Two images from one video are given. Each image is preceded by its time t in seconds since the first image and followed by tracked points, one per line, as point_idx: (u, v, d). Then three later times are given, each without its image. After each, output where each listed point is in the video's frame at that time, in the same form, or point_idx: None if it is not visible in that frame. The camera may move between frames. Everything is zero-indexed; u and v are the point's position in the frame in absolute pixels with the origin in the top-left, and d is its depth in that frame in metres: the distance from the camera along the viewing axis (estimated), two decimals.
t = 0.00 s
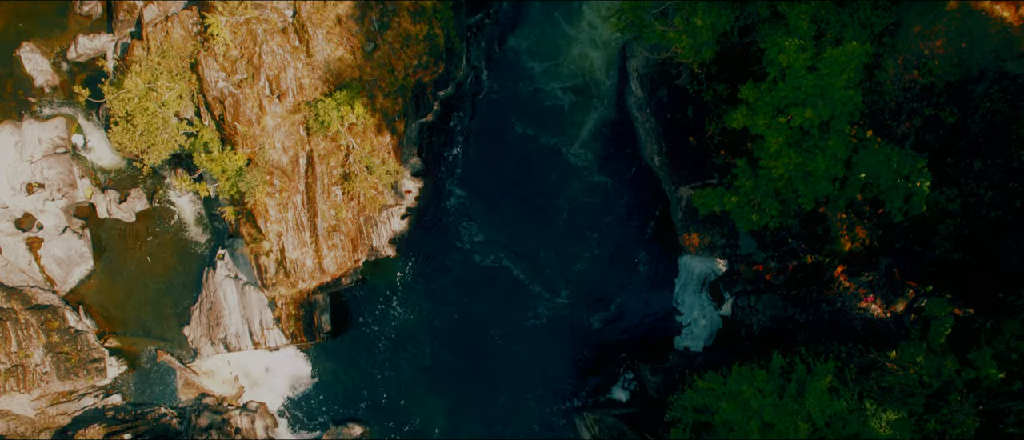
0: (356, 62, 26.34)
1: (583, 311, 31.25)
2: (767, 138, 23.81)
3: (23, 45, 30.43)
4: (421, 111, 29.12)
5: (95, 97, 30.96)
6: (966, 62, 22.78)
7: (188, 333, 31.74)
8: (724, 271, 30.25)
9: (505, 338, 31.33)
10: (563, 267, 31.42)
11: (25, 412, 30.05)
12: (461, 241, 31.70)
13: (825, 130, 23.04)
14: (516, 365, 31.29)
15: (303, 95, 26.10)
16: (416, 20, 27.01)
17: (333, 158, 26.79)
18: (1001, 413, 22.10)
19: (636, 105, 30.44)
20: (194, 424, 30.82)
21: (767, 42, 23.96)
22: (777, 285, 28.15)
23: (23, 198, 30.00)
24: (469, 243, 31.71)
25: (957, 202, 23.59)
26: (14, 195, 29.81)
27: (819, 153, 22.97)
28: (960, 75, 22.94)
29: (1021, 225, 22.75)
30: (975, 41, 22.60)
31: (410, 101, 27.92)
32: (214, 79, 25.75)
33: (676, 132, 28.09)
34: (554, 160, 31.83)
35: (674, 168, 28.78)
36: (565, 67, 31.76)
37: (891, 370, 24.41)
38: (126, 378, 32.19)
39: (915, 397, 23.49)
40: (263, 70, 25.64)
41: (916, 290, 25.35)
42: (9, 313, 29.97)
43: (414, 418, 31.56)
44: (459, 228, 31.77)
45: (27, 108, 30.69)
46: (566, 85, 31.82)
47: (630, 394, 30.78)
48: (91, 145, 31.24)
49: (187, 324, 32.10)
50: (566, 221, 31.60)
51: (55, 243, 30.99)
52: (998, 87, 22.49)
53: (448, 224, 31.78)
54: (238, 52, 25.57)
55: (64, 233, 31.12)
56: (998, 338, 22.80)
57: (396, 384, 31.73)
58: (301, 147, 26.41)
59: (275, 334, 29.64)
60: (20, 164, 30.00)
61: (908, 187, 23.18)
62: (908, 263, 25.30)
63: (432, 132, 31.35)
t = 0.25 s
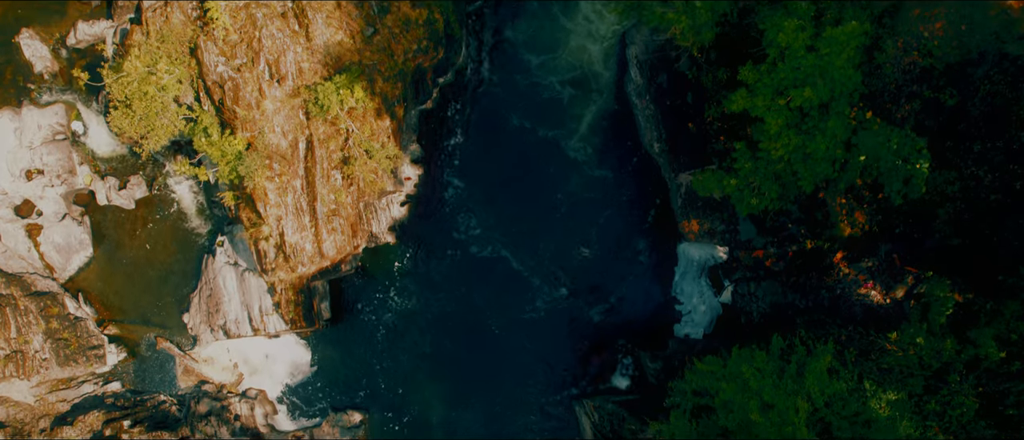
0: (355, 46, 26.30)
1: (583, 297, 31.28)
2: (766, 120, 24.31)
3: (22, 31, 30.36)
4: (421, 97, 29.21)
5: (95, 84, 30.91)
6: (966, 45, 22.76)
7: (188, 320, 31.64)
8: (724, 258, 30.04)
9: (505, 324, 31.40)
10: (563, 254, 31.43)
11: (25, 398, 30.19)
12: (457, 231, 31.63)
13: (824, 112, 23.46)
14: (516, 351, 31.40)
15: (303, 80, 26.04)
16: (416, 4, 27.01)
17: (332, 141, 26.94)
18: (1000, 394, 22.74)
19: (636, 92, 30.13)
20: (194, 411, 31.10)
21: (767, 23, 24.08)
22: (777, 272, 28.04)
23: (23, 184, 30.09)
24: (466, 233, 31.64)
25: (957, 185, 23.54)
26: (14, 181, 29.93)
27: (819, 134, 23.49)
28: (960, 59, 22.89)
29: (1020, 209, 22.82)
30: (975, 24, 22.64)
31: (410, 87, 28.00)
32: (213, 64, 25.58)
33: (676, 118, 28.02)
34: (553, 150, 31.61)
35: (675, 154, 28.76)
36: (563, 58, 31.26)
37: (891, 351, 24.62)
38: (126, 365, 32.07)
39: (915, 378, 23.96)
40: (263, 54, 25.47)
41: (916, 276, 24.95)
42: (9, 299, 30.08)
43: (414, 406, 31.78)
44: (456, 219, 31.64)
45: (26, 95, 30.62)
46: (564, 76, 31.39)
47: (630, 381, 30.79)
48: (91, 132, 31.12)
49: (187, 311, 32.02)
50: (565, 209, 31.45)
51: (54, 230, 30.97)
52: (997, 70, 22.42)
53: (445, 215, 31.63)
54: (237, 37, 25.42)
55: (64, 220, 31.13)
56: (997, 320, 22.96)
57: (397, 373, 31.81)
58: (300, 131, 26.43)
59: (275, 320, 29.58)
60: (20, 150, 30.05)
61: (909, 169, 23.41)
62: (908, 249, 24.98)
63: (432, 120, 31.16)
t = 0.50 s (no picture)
0: (355, 31, 26.31)
1: (584, 284, 31.35)
2: (766, 102, 24.62)
3: (22, 19, 30.30)
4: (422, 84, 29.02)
5: (97, 71, 31.07)
6: (966, 29, 23.01)
7: (188, 308, 31.65)
8: (724, 246, 30.02)
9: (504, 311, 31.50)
10: (562, 242, 31.49)
11: (25, 386, 30.19)
12: (454, 221, 31.79)
13: (824, 95, 23.80)
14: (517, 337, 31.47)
15: (303, 65, 26.02)
16: None
17: (332, 126, 26.95)
18: (1000, 376, 22.61)
19: (636, 81, 30.00)
20: (194, 398, 30.99)
21: (766, 7, 24.43)
22: (777, 259, 28.00)
23: (22, 171, 30.10)
24: (464, 224, 31.81)
25: (957, 169, 23.51)
26: (13, 168, 29.96)
27: (819, 117, 23.84)
28: (960, 42, 23.08)
29: (1020, 193, 22.75)
30: (974, 8, 23.05)
31: (410, 74, 28.05)
32: (213, 49, 25.59)
33: (676, 106, 27.72)
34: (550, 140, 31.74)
35: (675, 141, 28.27)
36: (564, 48, 31.53)
37: (891, 334, 24.56)
38: (126, 353, 32.14)
39: (915, 360, 23.83)
40: (263, 39, 25.51)
41: (916, 263, 24.97)
42: (9, 286, 29.94)
43: (413, 398, 31.78)
44: (453, 210, 31.83)
45: (26, 82, 30.64)
46: (564, 66, 31.58)
47: (629, 368, 30.85)
48: (91, 120, 31.23)
49: (187, 299, 32.05)
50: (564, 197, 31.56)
51: (54, 217, 30.99)
52: (998, 53, 22.49)
53: (443, 205, 31.82)
54: (237, 23, 25.45)
55: (63, 208, 31.16)
56: (997, 301, 22.94)
57: (396, 362, 31.82)
58: (300, 116, 26.40)
59: (275, 306, 29.58)
60: (20, 137, 30.05)
61: (909, 152, 23.50)
62: (907, 236, 25.04)
63: (433, 107, 30.98)
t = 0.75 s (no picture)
0: (355, 17, 26.39)
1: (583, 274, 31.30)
2: (767, 86, 24.45)
3: (22, 6, 30.33)
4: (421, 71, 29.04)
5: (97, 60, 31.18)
6: (965, 14, 23.07)
7: (188, 296, 31.72)
8: (724, 235, 30.02)
9: (504, 301, 31.52)
10: (563, 232, 31.41)
11: (25, 374, 30.16)
12: (451, 212, 31.70)
13: (824, 78, 23.72)
14: (517, 325, 31.51)
15: (303, 51, 26.10)
16: None
17: (332, 112, 27.03)
18: (999, 359, 22.59)
19: (636, 69, 29.86)
20: (194, 386, 31.10)
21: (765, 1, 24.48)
22: (777, 247, 28.15)
23: (22, 159, 30.08)
24: (461, 216, 31.69)
25: (957, 154, 23.44)
26: (13, 156, 29.94)
27: (819, 100, 23.75)
28: (960, 27, 23.12)
29: (1020, 177, 22.75)
30: None
31: (409, 62, 28.22)
32: (214, 35, 25.46)
33: (676, 93, 27.73)
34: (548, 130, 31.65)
35: (674, 130, 28.39)
36: (562, 40, 31.46)
37: (891, 316, 24.78)
38: (126, 342, 32.10)
39: (915, 343, 23.88)
40: (263, 25, 25.48)
41: (916, 250, 25.18)
42: (9, 273, 29.82)
43: (411, 390, 31.89)
44: (450, 202, 31.73)
45: (26, 70, 30.61)
46: (564, 57, 31.54)
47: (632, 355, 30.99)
48: (90, 110, 31.35)
49: (187, 287, 32.12)
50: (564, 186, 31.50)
51: (54, 205, 31.00)
52: (998, 36, 22.49)
53: (441, 198, 31.71)
54: (237, 9, 25.31)
55: (64, 197, 31.12)
56: (996, 284, 22.96)
57: (397, 352, 31.90)
58: (301, 102, 26.56)
59: (275, 293, 29.53)
60: (20, 125, 30.04)
61: (909, 134, 23.45)
62: (907, 223, 25.27)
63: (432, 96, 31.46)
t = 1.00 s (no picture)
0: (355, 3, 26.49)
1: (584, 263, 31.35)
2: (766, 70, 24.31)
3: None
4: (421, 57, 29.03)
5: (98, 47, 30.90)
6: None
7: (188, 284, 31.78)
8: (723, 222, 29.91)
9: (503, 291, 31.63)
10: (563, 220, 31.49)
11: (26, 361, 30.19)
12: (449, 202, 31.83)
13: (824, 61, 23.48)
14: (517, 315, 31.55)
15: (304, 36, 26.11)
16: None
17: (333, 97, 27.20)
18: (1000, 341, 23.03)
19: (636, 57, 29.91)
20: (194, 373, 30.98)
21: None
22: (777, 234, 28.00)
23: (22, 146, 29.95)
24: (458, 208, 31.87)
25: (957, 137, 23.42)
26: (13, 143, 29.78)
27: (819, 83, 23.50)
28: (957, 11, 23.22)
29: (1021, 161, 22.56)
30: None
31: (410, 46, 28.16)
32: (214, 21, 25.10)
33: (676, 80, 27.74)
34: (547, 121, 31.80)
35: (673, 118, 28.52)
36: (561, 34, 31.82)
37: (891, 298, 24.72)
38: (126, 330, 32.11)
39: (915, 326, 24.05)
40: (264, 11, 25.23)
41: (916, 237, 24.96)
42: (9, 260, 29.80)
43: (411, 379, 31.88)
44: (448, 194, 31.86)
45: (27, 57, 30.34)
46: (563, 50, 31.87)
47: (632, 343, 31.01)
48: (90, 98, 31.39)
49: (187, 275, 32.18)
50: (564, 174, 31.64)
51: (54, 193, 30.87)
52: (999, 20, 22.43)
53: (439, 190, 31.83)
54: None
55: (64, 184, 31.10)
56: (996, 267, 22.98)
57: (397, 342, 31.96)
58: (301, 87, 26.54)
59: (275, 279, 29.69)
60: (20, 113, 29.93)
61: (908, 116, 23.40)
62: (907, 210, 25.15)
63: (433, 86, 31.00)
